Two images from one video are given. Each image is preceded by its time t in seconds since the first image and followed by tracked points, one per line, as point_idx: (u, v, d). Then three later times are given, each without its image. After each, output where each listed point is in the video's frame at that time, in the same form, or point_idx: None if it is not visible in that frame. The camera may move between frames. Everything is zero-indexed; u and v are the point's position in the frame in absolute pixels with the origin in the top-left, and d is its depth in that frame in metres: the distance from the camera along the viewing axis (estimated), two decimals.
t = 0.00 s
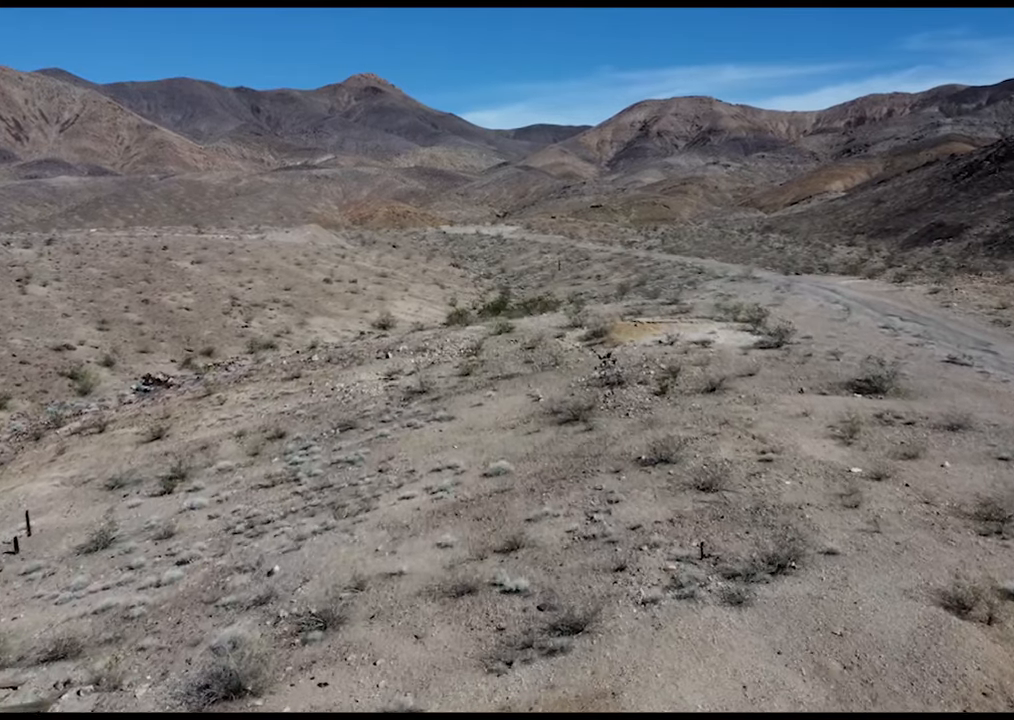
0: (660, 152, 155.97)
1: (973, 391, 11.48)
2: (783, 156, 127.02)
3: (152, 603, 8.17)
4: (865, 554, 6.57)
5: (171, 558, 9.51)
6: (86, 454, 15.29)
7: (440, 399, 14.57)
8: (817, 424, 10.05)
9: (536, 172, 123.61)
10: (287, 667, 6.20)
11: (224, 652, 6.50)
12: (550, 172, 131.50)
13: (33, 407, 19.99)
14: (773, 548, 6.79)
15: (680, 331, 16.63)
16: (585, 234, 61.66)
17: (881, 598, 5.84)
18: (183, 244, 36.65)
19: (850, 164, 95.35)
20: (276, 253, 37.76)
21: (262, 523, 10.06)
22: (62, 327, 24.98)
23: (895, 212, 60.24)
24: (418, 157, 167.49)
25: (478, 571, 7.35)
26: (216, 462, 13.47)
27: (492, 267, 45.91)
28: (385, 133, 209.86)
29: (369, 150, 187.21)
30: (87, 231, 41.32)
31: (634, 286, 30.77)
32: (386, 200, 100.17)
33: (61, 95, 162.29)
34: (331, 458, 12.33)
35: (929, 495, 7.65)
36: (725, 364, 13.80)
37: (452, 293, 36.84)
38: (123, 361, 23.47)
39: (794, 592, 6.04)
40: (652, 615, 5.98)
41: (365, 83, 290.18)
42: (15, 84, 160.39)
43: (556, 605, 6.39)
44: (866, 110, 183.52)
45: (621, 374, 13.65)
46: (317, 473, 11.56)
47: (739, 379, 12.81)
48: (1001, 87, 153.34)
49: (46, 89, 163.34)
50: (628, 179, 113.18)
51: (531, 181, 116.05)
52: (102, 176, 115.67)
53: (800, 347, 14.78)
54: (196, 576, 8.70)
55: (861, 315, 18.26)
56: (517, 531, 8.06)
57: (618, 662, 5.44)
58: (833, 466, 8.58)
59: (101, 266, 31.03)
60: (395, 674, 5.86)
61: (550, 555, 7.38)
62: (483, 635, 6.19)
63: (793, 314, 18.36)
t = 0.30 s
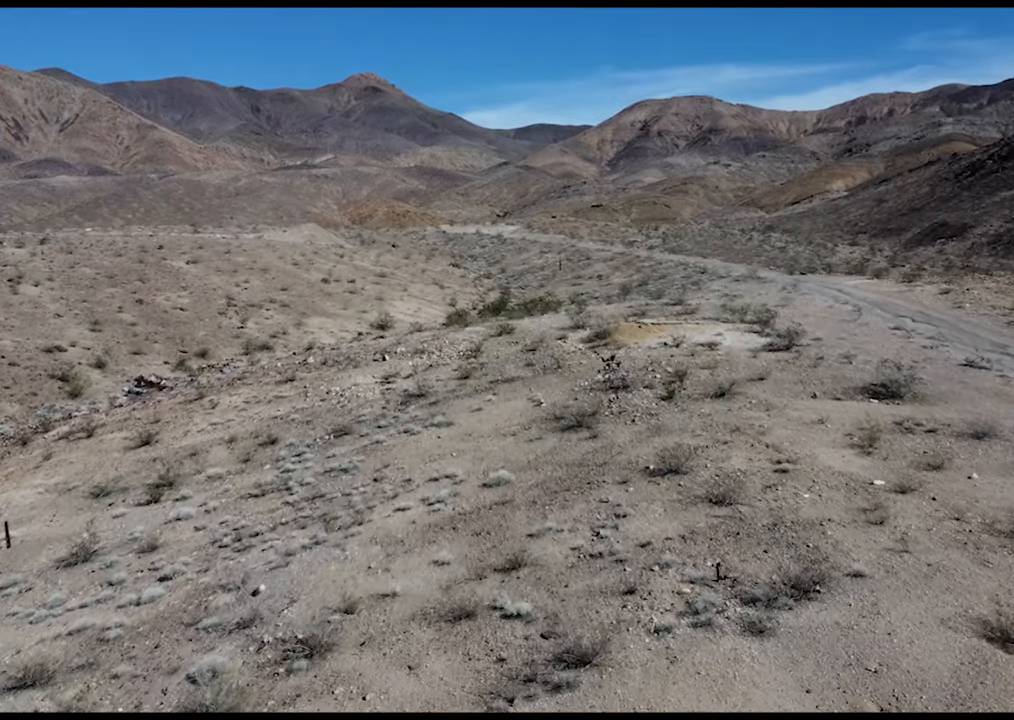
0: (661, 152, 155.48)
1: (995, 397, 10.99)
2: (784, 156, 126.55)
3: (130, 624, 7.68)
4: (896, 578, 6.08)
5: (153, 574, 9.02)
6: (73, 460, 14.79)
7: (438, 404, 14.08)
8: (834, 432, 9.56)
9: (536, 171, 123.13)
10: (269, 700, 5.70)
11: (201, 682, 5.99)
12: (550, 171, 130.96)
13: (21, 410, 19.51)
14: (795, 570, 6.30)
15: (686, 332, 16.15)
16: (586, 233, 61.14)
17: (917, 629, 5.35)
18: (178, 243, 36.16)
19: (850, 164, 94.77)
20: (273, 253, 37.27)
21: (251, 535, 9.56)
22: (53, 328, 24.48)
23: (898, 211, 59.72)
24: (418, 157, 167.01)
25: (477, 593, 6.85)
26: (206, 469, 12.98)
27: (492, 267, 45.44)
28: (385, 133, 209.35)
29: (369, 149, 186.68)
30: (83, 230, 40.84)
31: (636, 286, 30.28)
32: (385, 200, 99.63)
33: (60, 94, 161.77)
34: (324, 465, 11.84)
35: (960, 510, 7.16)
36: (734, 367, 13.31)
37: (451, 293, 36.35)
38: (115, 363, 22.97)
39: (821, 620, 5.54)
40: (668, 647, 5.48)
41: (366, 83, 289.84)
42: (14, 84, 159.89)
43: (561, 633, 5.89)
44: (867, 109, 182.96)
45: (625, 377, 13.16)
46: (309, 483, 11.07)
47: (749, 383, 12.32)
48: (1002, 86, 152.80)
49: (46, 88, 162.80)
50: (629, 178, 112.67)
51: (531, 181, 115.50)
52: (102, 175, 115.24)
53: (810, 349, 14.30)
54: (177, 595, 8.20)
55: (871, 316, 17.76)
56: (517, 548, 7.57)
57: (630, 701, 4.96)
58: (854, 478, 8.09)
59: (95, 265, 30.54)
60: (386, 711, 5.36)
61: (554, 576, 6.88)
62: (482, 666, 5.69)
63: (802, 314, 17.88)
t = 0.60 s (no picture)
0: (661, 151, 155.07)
1: None
2: (785, 155, 126.15)
3: (107, 647, 7.22)
4: (929, 603, 5.64)
5: (136, 591, 8.56)
6: (59, 466, 14.34)
7: (436, 409, 13.62)
8: (851, 440, 9.11)
9: (537, 171, 122.71)
10: None
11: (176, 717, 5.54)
12: (551, 171, 130.45)
13: (10, 413, 19.04)
14: (819, 595, 5.85)
15: (691, 334, 15.71)
16: (587, 233, 60.68)
17: (956, 664, 4.92)
18: (174, 243, 35.70)
19: (851, 164, 94.24)
20: (271, 252, 36.82)
21: (238, 549, 9.11)
22: (45, 329, 24.01)
23: (900, 210, 59.32)
24: (418, 157, 166.56)
25: (475, 617, 6.39)
26: (195, 477, 12.53)
27: (493, 267, 44.98)
28: (385, 132, 208.91)
29: (369, 148, 186.19)
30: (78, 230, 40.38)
31: (638, 286, 29.86)
32: (385, 199, 99.03)
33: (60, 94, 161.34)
34: (317, 472, 11.39)
35: (992, 527, 6.72)
36: (743, 370, 12.86)
37: (451, 293, 35.90)
38: (107, 364, 22.52)
39: (849, 652, 5.11)
40: (683, 682, 5.04)
41: (366, 82, 289.51)
42: (14, 83, 159.47)
43: (567, 665, 5.44)
44: (868, 109, 182.51)
45: (630, 381, 12.71)
46: (300, 492, 10.62)
47: (759, 387, 11.87)
48: (1003, 86, 152.39)
49: (46, 88, 162.35)
50: (630, 178, 112.24)
51: (531, 180, 115.05)
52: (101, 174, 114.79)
53: (819, 351, 13.87)
54: (158, 614, 7.74)
55: (881, 317, 17.32)
56: (519, 566, 7.11)
57: None
58: (875, 491, 7.64)
59: (89, 265, 30.08)
60: None
61: (559, 598, 6.44)
62: (481, 701, 5.24)
63: (810, 315, 17.44)
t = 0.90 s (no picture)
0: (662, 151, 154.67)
1: None
2: (785, 155, 125.69)
3: (80, 673, 6.75)
4: (965, 633, 5.21)
5: (115, 610, 8.11)
6: (44, 472, 13.87)
7: (435, 414, 13.18)
8: (869, 449, 8.67)
9: (537, 171, 122.25)
10: None
11: None
12: (551, 171, 129.98)
13: None
14: (845, 624, 5.41)
15: (697, 336, 15.26)
16: (588, 233, 60.18)
17: (1002, 707, 4.50)
18: (170, 243, 35.25)
19: (852, 164, 93.76)
20: (268, 252, 36.36)
21: (225, 564, 8.66)
22: (36, 330, 23.53)
23: (901, 211, 58.88)
24: (418, 157, 166.08)
25: (473, 644, 5.94)
26: (183, 484, 12.07)
27: (493, 267, 44.54)
28: (385, 132, 208.45)
29: (369, 148, 185.76)
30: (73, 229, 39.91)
31: (640, 286, 29.45)
32: (385, 199, 98.91)
33: (59, 93, 160.89)
34: (309, 481, 10.94)
35: None
36: (752, 373, 12.42)
37: (451, 293, 35.44)
38: (99, 367, 22.04)
39: (883, 693, 4.67)
40: None
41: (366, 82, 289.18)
42: (14, 83, 159.01)
43: (573, 706, 5.01)
44: (869, 109, 182.15)
45: (635, 385, 12.28)
46: (291, 502, 10.17)
47: (769, 392, 11.42)
48: (1003, 87, 151.91)
49: (46, 88, 161.88)
50: (630, 178, 111.78)
51: (532, 180, 114.57)
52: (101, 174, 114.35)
53: (830, 354, 13.43)
54: (136, 637, 7.29)
55: (891, 319, 16.88)
56: (519, 586, 6.67)
57: None
58: (898, 505, 7.19)
59: (82, 266, 29.63)
60: None
61: (563, 623, 6.00)
62: None
63: (818, 316, 17.00)
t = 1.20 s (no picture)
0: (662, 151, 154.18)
1: None
2: (786, 155, 125.12)
3: (50, 702, 6.30)
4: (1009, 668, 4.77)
5: (92, 630, 7.65)
6: (29, 478, 13.41)
7: (432, 419, 12.73)
8: (890, 459, 8.21)
9: (537, 170, 121.72)
10: None
11: None
12: (551, 170, 129.46)
13: None
14: (876, 657, 4.98)
15: (703, 338, 14.81)
16: (588, 233, 59.69)
17: None
18: (166, 242, 34.78)
19: (853, 163, 93.22)
20: (265, 252, 35.91)
21: (209, 580, 8.21)
22: (28, 331, 23.10)
23: (903, 210, 58.36)
24: (418, 157, 165.57)
25: (471, 675, 5.49)
26: (171, 493, 11.61)
27: (493, 266, 44.08)
28: (385, 131, 207.98)
29: (370, 147, 185.29)
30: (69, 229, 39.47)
31: (642, 286, 28.99)
32: (384, 199, 98.44)
33: (58, 93, 160.42)
34: (301, 490, 10.48)
35: None
36: (761, 377, 11.96)
37: (450, 293, 34.97)
38: (90, 369, 21.59)
39: None
40: None
41: (366, 81, 288.70)
42: (14, 83, 158.66)
43: None
44: (869, 108, 181.54)
45: (640, 391, 11.83)
46: (281, 513, 9.71)
47: (781, 397, 10.97)
48: (1004, 86, 151.28)
49: (46, 87, 161.34)
50: (630, 178, 111.31)
51: (532, 180, 114.06)
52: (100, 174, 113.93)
53: (842, 357, 12.98)
54: (111, 661, 6.83)
55: (902, 320, 16.41)
56: (520, 609, 6.22)
57: None
58: (925, 522, 6.74)
59: (76, 265, 29.18)
60: None
61: (568, 652, 5.55)
62: None
63: (826, 317, 16.54)
